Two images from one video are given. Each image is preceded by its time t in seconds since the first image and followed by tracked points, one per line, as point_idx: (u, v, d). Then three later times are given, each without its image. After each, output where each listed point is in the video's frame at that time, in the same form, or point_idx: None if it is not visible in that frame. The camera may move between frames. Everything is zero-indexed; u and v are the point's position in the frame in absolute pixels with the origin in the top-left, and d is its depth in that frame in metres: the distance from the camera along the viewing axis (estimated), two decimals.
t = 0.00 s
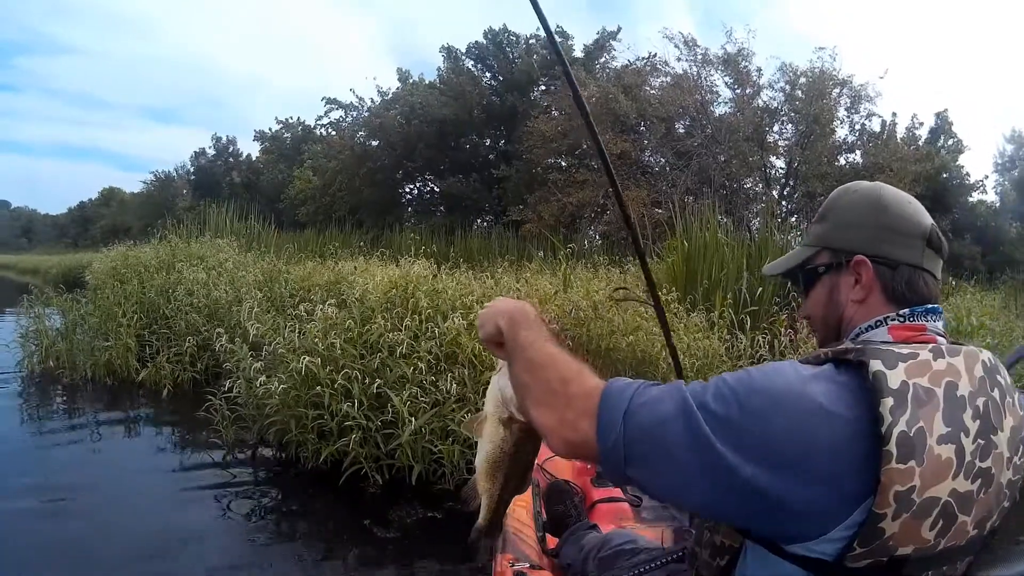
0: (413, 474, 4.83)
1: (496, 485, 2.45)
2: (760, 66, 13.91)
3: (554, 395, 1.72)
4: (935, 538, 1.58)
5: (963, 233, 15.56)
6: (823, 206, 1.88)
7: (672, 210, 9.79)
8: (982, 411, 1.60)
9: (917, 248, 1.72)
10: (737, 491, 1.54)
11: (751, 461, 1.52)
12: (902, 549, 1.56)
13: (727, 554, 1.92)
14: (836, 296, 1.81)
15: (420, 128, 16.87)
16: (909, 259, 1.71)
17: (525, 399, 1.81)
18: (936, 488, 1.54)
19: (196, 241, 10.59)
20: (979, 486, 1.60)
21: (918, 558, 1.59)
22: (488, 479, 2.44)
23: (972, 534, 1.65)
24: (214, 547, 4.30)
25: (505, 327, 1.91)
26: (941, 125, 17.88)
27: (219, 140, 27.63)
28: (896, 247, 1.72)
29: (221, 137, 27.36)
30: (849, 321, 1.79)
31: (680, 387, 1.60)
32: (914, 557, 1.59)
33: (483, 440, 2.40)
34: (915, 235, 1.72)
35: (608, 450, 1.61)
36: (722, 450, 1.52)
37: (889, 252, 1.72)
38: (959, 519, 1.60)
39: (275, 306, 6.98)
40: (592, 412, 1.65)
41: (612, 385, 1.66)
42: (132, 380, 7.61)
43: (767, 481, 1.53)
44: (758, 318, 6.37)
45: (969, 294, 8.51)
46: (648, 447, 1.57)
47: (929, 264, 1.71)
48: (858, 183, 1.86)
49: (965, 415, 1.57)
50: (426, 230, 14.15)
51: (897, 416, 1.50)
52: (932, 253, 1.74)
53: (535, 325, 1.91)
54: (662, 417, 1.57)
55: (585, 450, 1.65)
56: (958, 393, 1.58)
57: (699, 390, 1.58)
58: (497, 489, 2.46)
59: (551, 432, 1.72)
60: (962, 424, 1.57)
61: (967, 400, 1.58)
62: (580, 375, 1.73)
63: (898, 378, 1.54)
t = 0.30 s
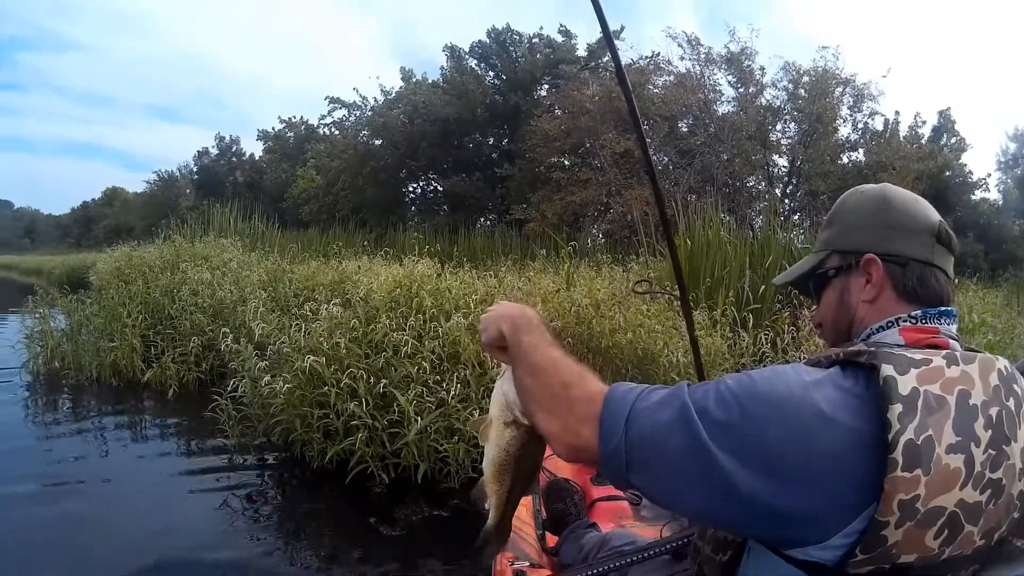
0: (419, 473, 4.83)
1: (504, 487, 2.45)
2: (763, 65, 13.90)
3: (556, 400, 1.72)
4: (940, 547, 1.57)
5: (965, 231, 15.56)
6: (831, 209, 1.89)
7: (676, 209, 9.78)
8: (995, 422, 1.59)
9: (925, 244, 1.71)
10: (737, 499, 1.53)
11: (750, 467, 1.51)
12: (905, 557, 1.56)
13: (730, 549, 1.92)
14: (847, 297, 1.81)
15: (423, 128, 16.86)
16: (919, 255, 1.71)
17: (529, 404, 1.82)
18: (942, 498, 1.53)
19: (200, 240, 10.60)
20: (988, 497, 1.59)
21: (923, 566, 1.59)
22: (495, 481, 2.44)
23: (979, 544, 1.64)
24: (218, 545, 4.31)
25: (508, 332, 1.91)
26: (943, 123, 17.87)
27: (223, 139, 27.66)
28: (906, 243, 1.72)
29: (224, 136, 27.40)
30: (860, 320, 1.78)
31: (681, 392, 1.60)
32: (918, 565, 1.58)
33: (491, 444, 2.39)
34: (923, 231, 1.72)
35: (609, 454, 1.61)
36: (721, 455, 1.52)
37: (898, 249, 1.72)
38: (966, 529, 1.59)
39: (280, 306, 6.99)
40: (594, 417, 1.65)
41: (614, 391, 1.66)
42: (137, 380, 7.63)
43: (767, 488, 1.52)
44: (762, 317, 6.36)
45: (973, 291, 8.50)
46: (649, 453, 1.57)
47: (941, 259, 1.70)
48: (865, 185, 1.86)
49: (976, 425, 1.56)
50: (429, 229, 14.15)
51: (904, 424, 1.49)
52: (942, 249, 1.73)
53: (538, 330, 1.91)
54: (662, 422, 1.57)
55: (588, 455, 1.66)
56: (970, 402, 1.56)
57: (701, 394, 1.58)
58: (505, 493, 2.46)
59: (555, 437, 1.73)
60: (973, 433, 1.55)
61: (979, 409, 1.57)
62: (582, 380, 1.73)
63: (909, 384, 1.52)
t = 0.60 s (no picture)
0: (427, 477, 4.83)
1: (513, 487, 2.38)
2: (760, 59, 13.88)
3: (560, 399, 1.74)
4: (939, 550, 1.56)
5: (969, 220, 15.53)
6: (834, 212, 1.89)
7: (678, 206, 9.78)
8: (997, 426, 1.58)
9: (927, 243, 1.72)
10: (733, 497, 1.54)
11: (745, 464, 1.52)
12: (902, 558, 1.55)
13: (732, 549, 1.91)
14: (848, 297, 1.81)
15: (423, 132, 16.88)
16: (921, 253, 1.71)
17: (535, 403, 1.85)
18: (940, 500, 1.52)
19: (205, 252, 10.62)
20: (989, 502, 1.58)
21: (921, 568, 1.57)
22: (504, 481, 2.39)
23: (981, 548, 1.63)
24: (229, 552, 4.31)
25: (516, 333, 1.93)
26: (943, 113, 17.83)
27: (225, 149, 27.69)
28: (908, 242, 1.72)
29: (226, 147, 27.45)
30: (861, 320, 1.78)
31: (681, 391, 1.60)
32: (916, 567, 1.57)
33: (498, 443, 2.38)
34: (923, 231, 1.72)
35: (608, 452, 1.63)
36: (716, 454, 1.53)
37: (898, 247, 1.72)
38: (967, 533, 1.58)
39: (286, 315, 7.02)
40: (594, 415, 1.67)
41: (615, 389, 1.67)
42: (147, 392, 7.64)
43: (763, 487, 1.52)
44: (765, 312, 6.36)
45: (979, 280, 8.49)
46: (648, 451, 1.58)
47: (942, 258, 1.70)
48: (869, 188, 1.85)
49: (977, 428, 1.55)
50: (432, 233, 14.17)
51: (901, 424, 1.48)
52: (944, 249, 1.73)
53: (545, 329, 1.93)
54: (659, 421, 1.58)
55: (590, 452, 1.68)
56: (970, 405, 1.55)
57: (699, 394, 1.58)
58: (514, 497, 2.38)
59: (559, 435, 1.75)
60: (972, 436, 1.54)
61: (979, 412, 1.56)
62: (585, 379, 1.75)
63: (908, 385, 1.52)
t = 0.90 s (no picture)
0: (432, 476, 4.87)
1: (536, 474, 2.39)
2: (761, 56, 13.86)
3: (573, 391, 1.76)
4: (941, 551, 1.55)
5: (971, 214, 15.52)
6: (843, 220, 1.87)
7: (680, 204, 9.80)
8: (1001, 428, 1.56)
9: (904, 249, 1.66)
10: (736, 492, 1.54)
11: (748, 460, 1.52)
12: (905, 558, 1.54)
13: (736, 548, 1.90)
14: (850, 305, 1.81)
15: (425, 132, 16.88)
16: (897, 261, 1.67)
17: (549, 396, 1.86)
18: (943, 500, 1.51)
19: (209, 254, 10.63)
20: (992, 504, 1.56)
21: (922, 568, 1.56)
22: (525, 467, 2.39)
23: (983, 551, 1.60)
24: (237, 552, 4.33)
25: (535, 327, 1.94)
26: (944, 107, 17.82)
27: (226, 151, 27.69)
28: (885, 251, 1.69)
29: (228, 148, 27.46)
30: (864, 327, 1.78)
31: (688, 386, 1.61)
32: (917, 567, 1.56)
33: (519, 433, 2.37)
34: (901, 236, 1.67)
35: (616, 444, 1.64)
36: (721, 449, 1.53)
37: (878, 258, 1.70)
38: (970, 535, 1.56)
39: (290, 317, 7.04)
40: (604, 408, 1.68)
41: (625, 383, 1.68)
42: (153, 395, 7.66)
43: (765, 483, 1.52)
44: (767, 310, 6.37)
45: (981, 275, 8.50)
46: (654, 445, 1.59)
47: (922, 264, 1.64)
48: (868, 192, 1.81)
49: (981, 429, 1.54)
50: (435, 233, 14.18)
51: (905, 424, 1.48)
52: (927, 248, 1.65)
53: (563, 324, 1.93)
54: (667, 415, 1.58)
55: (597, 445, 1.69)
56: (974, 407, 1.54)
57: (706, 390, 1.59)
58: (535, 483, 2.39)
59: (570, 427, 1.76)
60: (976, 437, 1.53)
61: (983, 414, 1.55)
62: (598, 373, 1.76)
63: (914, 385, 1.51)
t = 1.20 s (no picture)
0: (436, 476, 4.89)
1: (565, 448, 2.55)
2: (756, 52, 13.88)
3: (589, 371, 1.81)
4: (940, 541, 1.55)
5: (968, 206, 15.54)
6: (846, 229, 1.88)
7: (677, 202, 9.81)
8: (995, 419, 1.56)
9: (901, 256, 1.68)
10: (748, 481, 1.55)
11: (761, 448, 1.53)
12: (905, 548, 1.54)
13: (740, 541, 1.88)
14: (855, 310, 1.82)
15: (422, 134, 16.90)
16: (898, 268, 1.69)
17: (569, 377, 1.93)
18: (941, 489, 1.51)
19: (209, 260, 10.64)
20: (988, 494, 1.56)
21: (922, 559, 1.56)
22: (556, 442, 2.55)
23: (981, 543, 1.61)
24: (244, 552, 4.33)
25: (561, 302, 2.05)
26: (940, 100, 17.83)
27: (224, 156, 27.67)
28: (885, 259, 1.70)
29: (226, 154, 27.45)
30: (867, 330, 1.79)
31: (705, 374, 1.62)
32: (917, 557, 1.56)
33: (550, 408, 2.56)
34: (896, 243, 1.69)
35: (630, 429, 1.66)
36: (735, 438, 1.53)
37: (878, 265, 1.72)
38: (967, 525, 1.56)
39: (292, 321, 7.05)
40: (619, 394, 1.71)
41: (642, 368, 1.70)
42: (158, 401, 7.66)
43: (776, 470, 1.53)
44: (766, 306, 6.39)
45: (979, 267, 8.52)
46: (669, 430, 1.60)
47: (918, 270, 1.65)
48: (868, 201, 1.82)
49: (976, 420, 1.54)
50: (434, 234, 14.20)
51: (901, 414, 1.48)
52: (925, 254, 1.66)
53: (589, 303, 2.03)
54: (682, 402, 1.59)
55: (610, 426, 1.73)
56: (969, 398, 1.54)
57: (721, 378, 1.60)
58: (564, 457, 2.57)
59: (583, 406, 1.83)
60: (971, 427, 1.53)
61: (978, 406, 1.55)
62: (615, 357, 1.80)
63: (910, 376, 1.52)
